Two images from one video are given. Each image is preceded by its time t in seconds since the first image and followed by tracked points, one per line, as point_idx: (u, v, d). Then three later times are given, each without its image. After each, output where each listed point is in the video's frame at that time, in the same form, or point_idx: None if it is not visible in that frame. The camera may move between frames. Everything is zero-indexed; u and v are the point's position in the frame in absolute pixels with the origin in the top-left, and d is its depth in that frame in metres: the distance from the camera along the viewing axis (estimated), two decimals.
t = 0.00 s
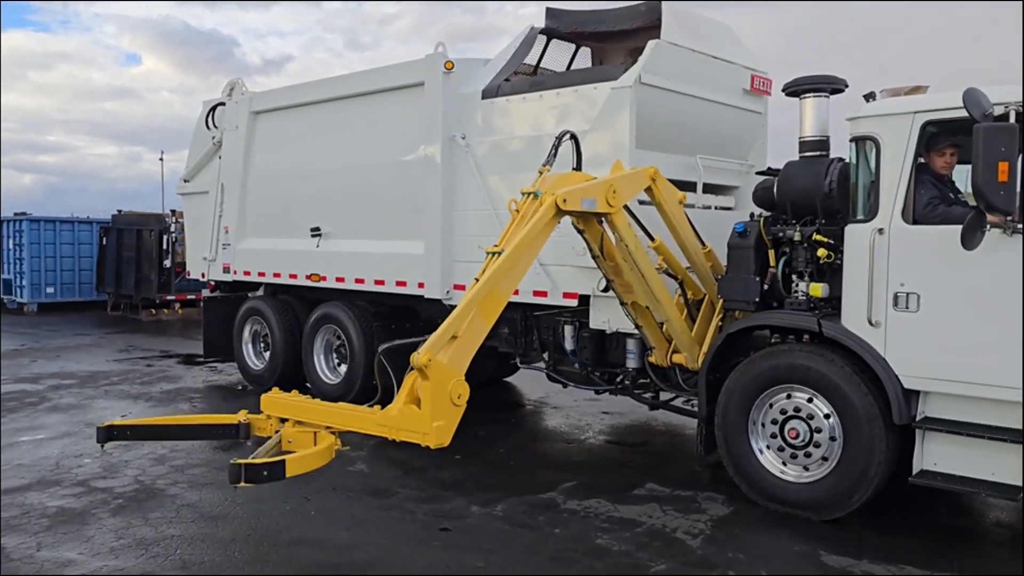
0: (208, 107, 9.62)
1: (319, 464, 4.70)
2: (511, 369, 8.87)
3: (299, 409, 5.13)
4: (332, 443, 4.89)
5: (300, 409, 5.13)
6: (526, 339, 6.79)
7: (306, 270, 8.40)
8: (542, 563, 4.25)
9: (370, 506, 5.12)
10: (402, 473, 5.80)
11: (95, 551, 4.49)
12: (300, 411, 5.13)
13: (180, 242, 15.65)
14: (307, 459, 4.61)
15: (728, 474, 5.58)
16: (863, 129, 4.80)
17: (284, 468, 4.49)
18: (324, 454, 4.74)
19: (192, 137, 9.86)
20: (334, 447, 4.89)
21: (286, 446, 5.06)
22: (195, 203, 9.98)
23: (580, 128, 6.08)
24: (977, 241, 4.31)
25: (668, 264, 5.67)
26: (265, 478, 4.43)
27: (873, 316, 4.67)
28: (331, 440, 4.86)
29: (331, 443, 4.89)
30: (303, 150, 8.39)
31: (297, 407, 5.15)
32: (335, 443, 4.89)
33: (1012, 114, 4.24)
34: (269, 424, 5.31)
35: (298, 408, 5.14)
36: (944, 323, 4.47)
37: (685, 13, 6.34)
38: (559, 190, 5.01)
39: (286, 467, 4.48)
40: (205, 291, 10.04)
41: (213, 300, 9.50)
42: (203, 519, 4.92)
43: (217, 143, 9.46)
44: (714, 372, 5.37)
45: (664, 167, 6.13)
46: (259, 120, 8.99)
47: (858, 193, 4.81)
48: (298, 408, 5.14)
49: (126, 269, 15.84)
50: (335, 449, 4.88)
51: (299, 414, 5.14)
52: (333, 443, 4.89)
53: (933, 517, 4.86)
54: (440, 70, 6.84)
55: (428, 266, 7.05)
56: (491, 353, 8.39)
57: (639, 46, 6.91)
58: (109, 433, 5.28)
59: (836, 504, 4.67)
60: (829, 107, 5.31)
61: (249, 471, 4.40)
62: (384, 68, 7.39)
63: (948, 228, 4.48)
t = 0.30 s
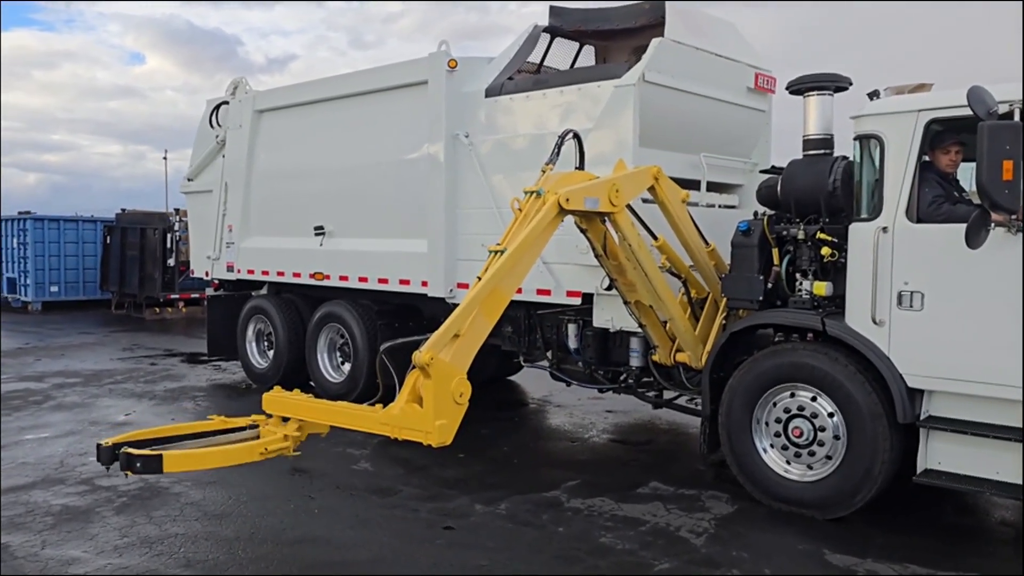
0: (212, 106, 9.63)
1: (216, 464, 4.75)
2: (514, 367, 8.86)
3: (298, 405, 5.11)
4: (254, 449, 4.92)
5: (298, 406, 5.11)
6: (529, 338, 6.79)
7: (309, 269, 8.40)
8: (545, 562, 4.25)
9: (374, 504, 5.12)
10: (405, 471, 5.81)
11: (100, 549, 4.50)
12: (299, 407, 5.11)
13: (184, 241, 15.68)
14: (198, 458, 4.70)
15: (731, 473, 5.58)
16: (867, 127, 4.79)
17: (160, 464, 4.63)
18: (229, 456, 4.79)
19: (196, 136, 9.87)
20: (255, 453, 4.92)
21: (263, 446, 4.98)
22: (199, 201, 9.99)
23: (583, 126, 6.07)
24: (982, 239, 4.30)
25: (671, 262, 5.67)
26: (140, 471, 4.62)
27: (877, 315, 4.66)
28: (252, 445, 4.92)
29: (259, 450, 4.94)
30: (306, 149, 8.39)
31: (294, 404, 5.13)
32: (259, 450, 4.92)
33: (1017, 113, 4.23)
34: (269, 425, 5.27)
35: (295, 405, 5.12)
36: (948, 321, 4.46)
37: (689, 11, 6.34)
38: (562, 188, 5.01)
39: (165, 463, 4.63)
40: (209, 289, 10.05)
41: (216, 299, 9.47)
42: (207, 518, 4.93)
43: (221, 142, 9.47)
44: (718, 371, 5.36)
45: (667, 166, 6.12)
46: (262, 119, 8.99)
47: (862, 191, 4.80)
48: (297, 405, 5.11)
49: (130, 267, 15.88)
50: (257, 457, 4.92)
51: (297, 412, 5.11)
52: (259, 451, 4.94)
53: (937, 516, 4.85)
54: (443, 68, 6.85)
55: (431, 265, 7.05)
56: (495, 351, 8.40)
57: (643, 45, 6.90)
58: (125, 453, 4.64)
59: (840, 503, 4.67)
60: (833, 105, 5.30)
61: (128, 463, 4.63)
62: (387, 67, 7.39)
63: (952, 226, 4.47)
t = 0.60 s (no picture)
0: (216, 105, 9.64)
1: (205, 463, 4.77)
2: (517, 367, 8.86)
3: (301, 403, 5.13)
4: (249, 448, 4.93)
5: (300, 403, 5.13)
6: (533, 337, 6.78)
7: (312, 268, 8.40)
8: (549, 561, 4.25)
9: (378, 504, 5.12)
10: (409, 470, 5.81)
11: (104, 549, 4.50)
12: (301, 405, 5.13)
13: (187, 240, 15.69)
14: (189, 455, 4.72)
15: (735, 473, 5.57)
16: (871, 126, 4.78)
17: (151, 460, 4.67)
18: (220, 454, 4.79)
19: (199, 135, 9.88)
20: (250, 452, 4.92)
21: (260, 445, 4.98)
22: (202, 201, 10.00)
23: (587, 125, 6.06)
24: (987, 238, 4.30)
25: (675, 261, 5.66)
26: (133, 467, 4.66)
27: (881, 314, 4.65)
28: (248, 442, 4.93)
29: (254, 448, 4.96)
30: (310, 148, 8.39)
31: (297, 402, 5.15)
32: (252, 449, 4.92)
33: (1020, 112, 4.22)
34: (271, 424, 5.28)
35: (298, 402, 5.14)
36: (953, 320, 4.45)
37: (692, 10, 6.33)
38: (566, 188, 5.01)
39: (157, 459, 4.67)
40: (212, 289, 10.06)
41: (220, 298, 9.47)
42: (211, 517, 4.93)
43: (225, 141, 9.48)
44: (722, 370, 5.35)
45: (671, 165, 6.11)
46: (266, 119, 9.00)
47: (867, 190, 4.79)
48: (300, 403, 5.13)
49: (134, 267, 15.90)
50: (251, 455, 4.91)
51: (299, 409, 5.13)
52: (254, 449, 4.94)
53: (941, 515, 4.84)
54: (446, 68, 6.85)
55: (435, 264, 7.05)
56: (498, 350, 8.40)
57: (647, 43, 6.88)
58: (123, 450, 4.68)
59: (845, 502, 4.66)
60: (837, 104, 5.28)
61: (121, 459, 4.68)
62: (390, 66, 7.39)
63: (957, 225, 4.45)
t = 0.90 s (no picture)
0: (218, 105, 9.64)
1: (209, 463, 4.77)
2: (519, 367, 8.86)
3: (303, 402, 5.11)
4: (253, 449, 4.93)
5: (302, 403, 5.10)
6: (535, 337, 6.78)
7: (314, 268, 8.41)
8: (551, 561, 4.24)
9: (380, 504, 5.12)
10: (411, 470, 5.81)
11: (106, 549, 4.51)
12: (304, 405, 5.10)
13: (190, 241, 15.69)
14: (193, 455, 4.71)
15: (738, 473, 5.57)
16: (874, 126, 4.77)
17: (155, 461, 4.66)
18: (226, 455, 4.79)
19: (201, 136, 9.89)
20: (254, 452, 4.94)
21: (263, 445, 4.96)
22: (204, 201, 10.00)
23: (589, 125, 6.06)
24: (989, 238, 4.23)
25: (676, 261, 5.66)
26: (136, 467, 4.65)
27: (884, 314, 4.64)
28: (252, 443, 4.93)
29: (256, 449, 4.95)
30: (312, 148, 8.39)
31: (299, 402, 5.13)
32: (257, 449, 4.93)
33: None
34: (273, 424, 5.24)
35: (299, 402, 5.12)
36: (956, 320, 4.44)
37: (694, 9, 6.32)
38: (567, 188, 5.00)
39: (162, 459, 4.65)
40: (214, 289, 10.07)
41: (222, 298, 9.49)
42: (213, 517, 4.93)
43: (227, 141, 9.48)
44: (724, 371, 5.35)
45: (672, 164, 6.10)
46: (268, 119, 9.00)
47: (869, 190, 4.79)
48: (303, 402, 5.11)
49: (136, 267, 15.91)
50: (255, 455, 4.93)
51: (301, 409, 5.11)
52: (258, 448, 4.94)
53: (944, 515, 4.83)
54: (448, 68, 6.85)
55: (436, 264, 7.05)
56: (500, 350, 8.40)
57: (648, 43, 6.87)
58: (127, 451, 4.67)
59: (847, 502, 4.65)
60: (839, 104, 5.28)
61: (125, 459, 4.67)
62: (392, 66, 7.39)
63: (959, 224, 4.44)
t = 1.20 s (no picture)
0: (217, 108, 9.65)
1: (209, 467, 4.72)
2: (518, 369, 8.86)
3: (302, 406, 5.09)
4: (253, 452, 4.88)
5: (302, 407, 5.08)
6: (534, 339, 6.78)
7: (314, 270, 8.40)
8: (550, 564, 4.24)
9: (379, 507, 5.11)
10: (410, 473, 5.81)
11: (106, 552, 4.50)
12: (304, 408, 5.08)
13: (189, 243, 15.69)
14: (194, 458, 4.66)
15: (737, 475, 5.57)
16: (873, 127, 4.77)
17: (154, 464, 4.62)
18: (226, 457, 4.75)
19: (200, 139, 9.89)
20: (254, 456, 4.87)
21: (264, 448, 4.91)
22: (204, 204, 10.00)
23: (588, 127, 6.06)
24: (989, 240, 4.25)
25: (676, 263, 5.66)
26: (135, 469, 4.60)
27: (883, 316, 4.65)
28: (252, 446, 4.88)
29: (256, 453, 4.90)
30: (311, 151, 8.39)
31: (298, 405, 5.10)
32: (257, 451, 4.87)
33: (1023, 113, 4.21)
34: (272, 428, 5.21)
35: (298, 406, 5.09)
36: (955, 322, 4.44)
37: (692, 11, 6.32)
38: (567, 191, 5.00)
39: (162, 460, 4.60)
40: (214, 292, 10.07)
41: (222, 299, 9.49)
42: (213, 520, 4.93)
43: (226, 144, 9.49)
44: (723, 373, 5.35)
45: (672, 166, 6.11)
46: (267, 121, 9.00)
47: (868, 192, 4.78)
48: (303, 406, 5.09)
49: (136, 270, 15.90)
50: (255, 458, 4.88)
51: (300, 412, 5.09)
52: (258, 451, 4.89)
53: (944, 517, 4.83)
54: (447, 70, 6.86)
55: (436, 266, 7.06)
56: (499, 353, 8.40)
57: (647, 45, 6.87)
58: (126, 455, 4.63)
59: (847, 505, 4.65)
60: (838, 105, 5.28)
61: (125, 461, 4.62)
62: (391, 69, 7.39)
63: (959, 226, 4.44)
